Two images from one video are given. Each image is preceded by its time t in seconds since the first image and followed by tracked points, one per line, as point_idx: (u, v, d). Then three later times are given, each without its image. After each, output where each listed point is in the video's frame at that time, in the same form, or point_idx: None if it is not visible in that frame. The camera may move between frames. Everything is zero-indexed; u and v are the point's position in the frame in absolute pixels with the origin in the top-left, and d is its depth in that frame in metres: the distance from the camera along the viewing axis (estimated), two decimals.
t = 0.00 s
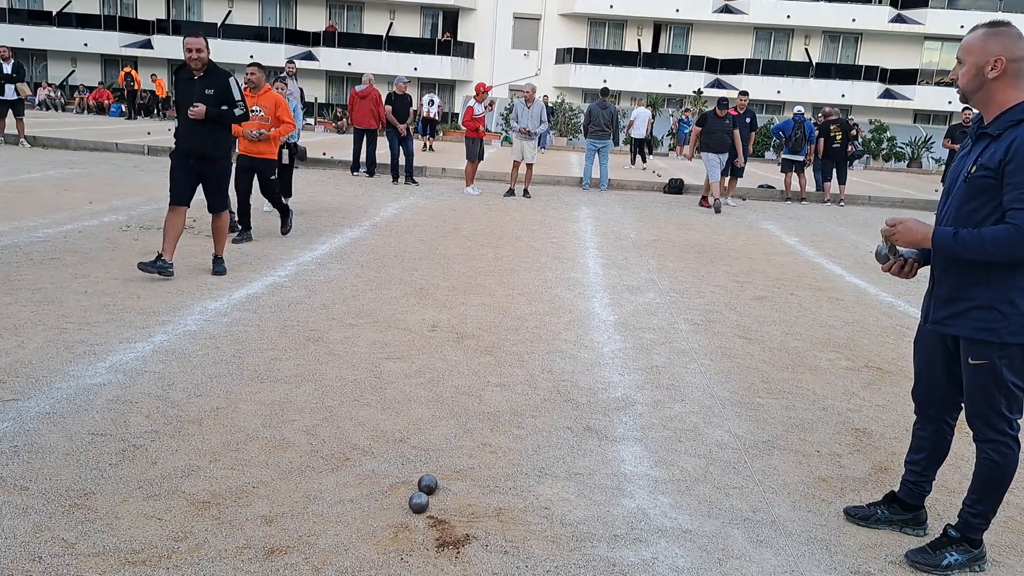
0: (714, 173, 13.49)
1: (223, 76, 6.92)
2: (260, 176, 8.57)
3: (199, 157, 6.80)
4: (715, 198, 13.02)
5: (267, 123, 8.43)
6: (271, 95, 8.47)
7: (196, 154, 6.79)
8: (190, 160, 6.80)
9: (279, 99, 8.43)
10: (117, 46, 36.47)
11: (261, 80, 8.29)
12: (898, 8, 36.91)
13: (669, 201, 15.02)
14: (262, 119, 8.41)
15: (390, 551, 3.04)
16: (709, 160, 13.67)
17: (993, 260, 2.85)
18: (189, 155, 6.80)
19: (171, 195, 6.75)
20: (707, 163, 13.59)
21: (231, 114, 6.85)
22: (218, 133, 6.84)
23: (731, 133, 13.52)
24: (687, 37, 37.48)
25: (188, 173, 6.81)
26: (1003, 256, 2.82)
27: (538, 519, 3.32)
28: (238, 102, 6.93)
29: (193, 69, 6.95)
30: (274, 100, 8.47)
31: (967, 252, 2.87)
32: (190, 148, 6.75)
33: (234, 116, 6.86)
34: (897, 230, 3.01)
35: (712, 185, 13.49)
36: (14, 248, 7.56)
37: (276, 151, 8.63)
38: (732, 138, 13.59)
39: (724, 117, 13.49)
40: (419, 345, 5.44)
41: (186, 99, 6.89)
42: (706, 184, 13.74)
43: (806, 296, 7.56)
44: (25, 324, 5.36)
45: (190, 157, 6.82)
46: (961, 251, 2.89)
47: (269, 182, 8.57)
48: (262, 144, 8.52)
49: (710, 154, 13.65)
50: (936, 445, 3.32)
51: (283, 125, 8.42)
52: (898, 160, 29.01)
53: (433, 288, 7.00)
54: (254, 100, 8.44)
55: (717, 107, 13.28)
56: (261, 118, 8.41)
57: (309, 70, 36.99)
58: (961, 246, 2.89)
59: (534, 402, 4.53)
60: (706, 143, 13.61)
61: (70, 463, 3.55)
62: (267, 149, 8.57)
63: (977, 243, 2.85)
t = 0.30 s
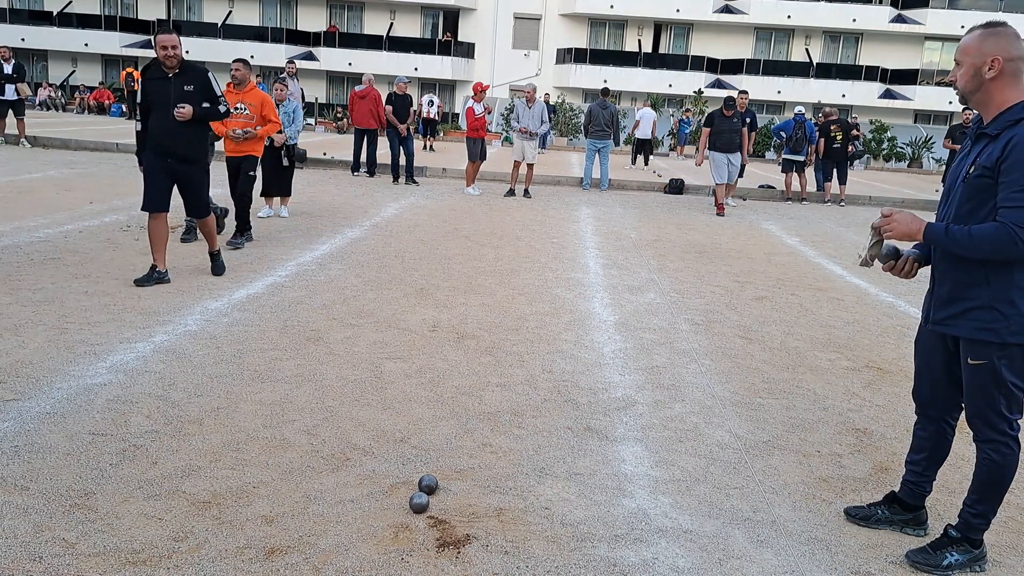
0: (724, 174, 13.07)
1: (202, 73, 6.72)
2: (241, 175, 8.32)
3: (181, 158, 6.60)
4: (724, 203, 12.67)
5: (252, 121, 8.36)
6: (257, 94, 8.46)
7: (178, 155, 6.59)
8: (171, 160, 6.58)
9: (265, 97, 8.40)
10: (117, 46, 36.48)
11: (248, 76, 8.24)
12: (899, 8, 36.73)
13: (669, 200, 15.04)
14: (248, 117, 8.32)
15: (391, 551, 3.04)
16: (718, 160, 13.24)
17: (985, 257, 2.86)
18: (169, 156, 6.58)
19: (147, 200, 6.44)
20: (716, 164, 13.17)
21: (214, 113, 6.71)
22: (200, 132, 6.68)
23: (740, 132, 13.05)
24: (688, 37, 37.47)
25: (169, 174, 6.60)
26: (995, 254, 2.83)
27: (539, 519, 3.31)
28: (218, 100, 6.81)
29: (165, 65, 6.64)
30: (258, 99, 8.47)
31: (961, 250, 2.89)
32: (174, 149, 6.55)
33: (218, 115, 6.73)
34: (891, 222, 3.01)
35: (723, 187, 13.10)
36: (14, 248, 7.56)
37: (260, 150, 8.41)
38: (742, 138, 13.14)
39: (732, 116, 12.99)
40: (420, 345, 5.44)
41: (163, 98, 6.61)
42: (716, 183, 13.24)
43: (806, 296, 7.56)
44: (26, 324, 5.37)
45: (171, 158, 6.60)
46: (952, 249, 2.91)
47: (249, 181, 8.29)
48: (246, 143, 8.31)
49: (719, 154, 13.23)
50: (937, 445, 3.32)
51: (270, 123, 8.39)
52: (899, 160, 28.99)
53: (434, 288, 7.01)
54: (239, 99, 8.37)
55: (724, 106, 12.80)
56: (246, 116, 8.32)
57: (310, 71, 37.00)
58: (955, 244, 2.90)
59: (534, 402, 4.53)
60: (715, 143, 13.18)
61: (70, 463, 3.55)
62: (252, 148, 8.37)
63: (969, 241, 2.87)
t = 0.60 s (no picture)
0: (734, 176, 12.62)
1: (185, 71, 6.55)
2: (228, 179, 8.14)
3: (159, 157, 6.44)
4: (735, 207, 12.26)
5: (239, 123, 8.13)
6: (245, 93, 8.19)
7: (155, 154, 6.43)
8: (149, 160, 6.44)
9: (253, 98, 8.16)
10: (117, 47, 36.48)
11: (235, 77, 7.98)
12: (899, 8, 36.74)
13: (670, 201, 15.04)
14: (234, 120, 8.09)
15: (391, 551, 3.04)
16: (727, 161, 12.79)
17: (981, 258, 2.88)
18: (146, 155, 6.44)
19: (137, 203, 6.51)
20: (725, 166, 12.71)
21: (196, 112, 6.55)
22: (180, 131, 6.51)
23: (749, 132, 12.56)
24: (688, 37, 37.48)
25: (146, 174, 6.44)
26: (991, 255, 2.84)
27: (540, 519, 3.32)
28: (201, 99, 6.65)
29: (144, 60, 6.43)
30: (247, 99, 8.21)
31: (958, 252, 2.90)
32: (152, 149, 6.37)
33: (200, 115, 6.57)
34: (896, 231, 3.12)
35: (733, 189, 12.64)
36: (15, 249, 7.56)
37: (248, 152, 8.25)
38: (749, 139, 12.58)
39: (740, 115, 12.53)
40: (420, 345, 5.44)
41: (143, 95, 6.42)
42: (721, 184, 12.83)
43: (807, 296, 7.56)
44: (26, 324, 5.37)
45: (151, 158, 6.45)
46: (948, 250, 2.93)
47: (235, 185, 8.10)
48: (234, 146, 8.15)
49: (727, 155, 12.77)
50: (937, 445, 3.32)
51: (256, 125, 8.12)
52: (899, 161, 28.99)
53: (434, 288, 7.01)
54: (226, 99, 8.13)
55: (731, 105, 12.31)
56: (233, 117, 8.11)
57: (310, 71, 37.02)
58: (952, 246, 2.92)
59: (534, 402, 4.53)
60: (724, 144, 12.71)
61: (71, 463, 3.55)
62: (239, 150, 8.21)
63: (965, 243, 2.89)
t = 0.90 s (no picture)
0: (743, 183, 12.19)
1: (170, 73, 6.39)
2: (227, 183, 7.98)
3: (138, 161, 6.25)
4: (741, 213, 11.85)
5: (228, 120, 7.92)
6: (233, 91, 8.00)
7: (134, 157, 6.25)
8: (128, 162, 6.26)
9: (241, 95, 8.00)
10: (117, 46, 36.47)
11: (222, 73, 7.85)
12: (900, 8, 36.75)
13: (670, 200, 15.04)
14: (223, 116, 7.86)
15: (391, 551, 3.04)
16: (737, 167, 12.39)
17: (978, 261, 2.88)
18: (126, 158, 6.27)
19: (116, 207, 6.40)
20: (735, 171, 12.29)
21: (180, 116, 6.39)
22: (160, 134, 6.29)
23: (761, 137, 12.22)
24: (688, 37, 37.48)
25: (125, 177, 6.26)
26: (989, 260, 2.85)
27: (540, 519, 3.32)
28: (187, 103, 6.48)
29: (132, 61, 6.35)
30: (235, 97, 8.03)
31: (957, 258, 2.90)
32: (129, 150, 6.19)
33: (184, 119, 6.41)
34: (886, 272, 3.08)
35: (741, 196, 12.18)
36: (14, 249, 7.56)
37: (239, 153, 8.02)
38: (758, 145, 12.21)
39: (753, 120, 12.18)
40: (420, 345, 5.45)
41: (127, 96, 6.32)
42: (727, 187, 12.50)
43: (807, 296, 7.56)
44: (26, 324, 5.37)
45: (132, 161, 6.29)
46: (944, 255, 2.94)
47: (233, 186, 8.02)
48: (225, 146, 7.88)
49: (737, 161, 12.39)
50: (937, 445, 3.32)
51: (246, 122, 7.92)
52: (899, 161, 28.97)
53: (434, 288, 7.01)
54: (213, 98, 7.93)
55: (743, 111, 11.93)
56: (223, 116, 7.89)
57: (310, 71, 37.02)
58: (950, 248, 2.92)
59: (534, 402, 4.53)
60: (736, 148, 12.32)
61: (71, 464, 3.55)
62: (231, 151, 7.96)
63: (964, 248, 2.89)
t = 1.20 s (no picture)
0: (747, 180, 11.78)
1: (158, 69, 6.05)
2: (211, 186, 7.75)
3: (124, 161, 6.00)
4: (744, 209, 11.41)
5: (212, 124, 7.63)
6: (217, 93, 7.68)
7: (121, 157, 5.99)
8: (114, 163, 6.00)
9: (225, 97, 7.68)
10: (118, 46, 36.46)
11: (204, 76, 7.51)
12: (900, 8, 36.73)
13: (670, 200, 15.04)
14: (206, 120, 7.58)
15: (391, 551, 3.04)
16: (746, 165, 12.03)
17: (980, 262, 2.88)
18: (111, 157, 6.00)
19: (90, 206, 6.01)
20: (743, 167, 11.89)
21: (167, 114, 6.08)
22: (147, 134, 6.04)
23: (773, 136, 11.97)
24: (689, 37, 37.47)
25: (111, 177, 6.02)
26: (991, 262, 2.84)
27: (540, 519, 3.32)
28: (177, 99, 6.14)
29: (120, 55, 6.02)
30: (219, 99, 7.71)
31: (960, 259, 2.90)
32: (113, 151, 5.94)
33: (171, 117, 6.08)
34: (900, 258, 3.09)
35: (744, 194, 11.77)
36: (15, 249, 7.57)
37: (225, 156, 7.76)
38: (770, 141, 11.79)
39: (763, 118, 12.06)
40: (420, 345, 5.45)
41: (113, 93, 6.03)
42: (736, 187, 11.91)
43: (807, 296, 7.56)
44: (27, 324, 5.38)
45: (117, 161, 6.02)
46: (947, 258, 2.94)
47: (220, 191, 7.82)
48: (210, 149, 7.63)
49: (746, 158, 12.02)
50: (938, 445, 3.32)
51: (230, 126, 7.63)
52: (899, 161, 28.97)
53: (435, 288, 7.02)
54: (196, 100, 7.64)
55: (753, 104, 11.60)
56: (207, 119, 7.62)
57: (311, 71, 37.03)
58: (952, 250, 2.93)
59: (535, 402, 4.53)
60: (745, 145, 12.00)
61: (72, 463, 3.55)
62: (216, 154, 7.70)
63: (968, 250, 2.89)
